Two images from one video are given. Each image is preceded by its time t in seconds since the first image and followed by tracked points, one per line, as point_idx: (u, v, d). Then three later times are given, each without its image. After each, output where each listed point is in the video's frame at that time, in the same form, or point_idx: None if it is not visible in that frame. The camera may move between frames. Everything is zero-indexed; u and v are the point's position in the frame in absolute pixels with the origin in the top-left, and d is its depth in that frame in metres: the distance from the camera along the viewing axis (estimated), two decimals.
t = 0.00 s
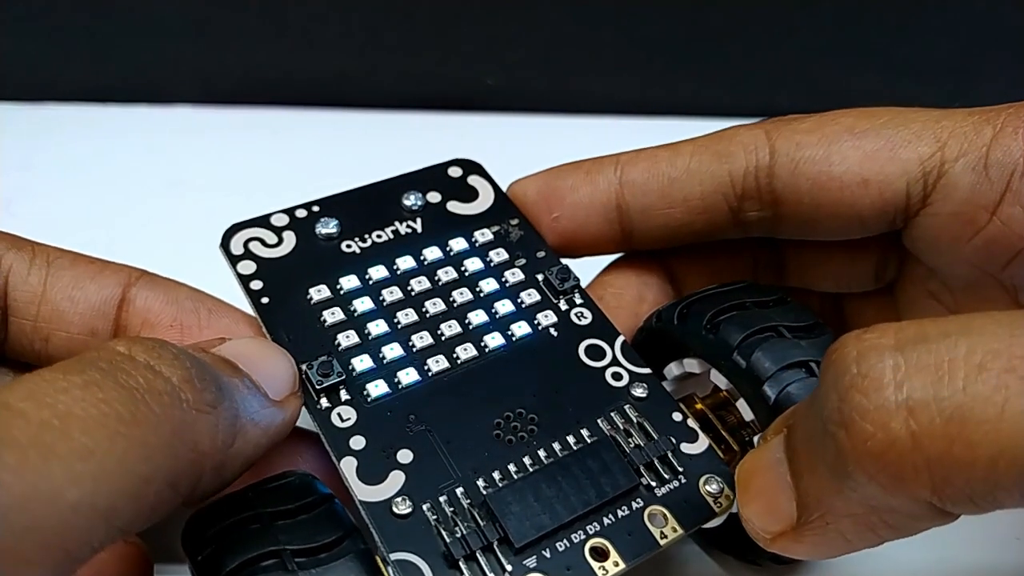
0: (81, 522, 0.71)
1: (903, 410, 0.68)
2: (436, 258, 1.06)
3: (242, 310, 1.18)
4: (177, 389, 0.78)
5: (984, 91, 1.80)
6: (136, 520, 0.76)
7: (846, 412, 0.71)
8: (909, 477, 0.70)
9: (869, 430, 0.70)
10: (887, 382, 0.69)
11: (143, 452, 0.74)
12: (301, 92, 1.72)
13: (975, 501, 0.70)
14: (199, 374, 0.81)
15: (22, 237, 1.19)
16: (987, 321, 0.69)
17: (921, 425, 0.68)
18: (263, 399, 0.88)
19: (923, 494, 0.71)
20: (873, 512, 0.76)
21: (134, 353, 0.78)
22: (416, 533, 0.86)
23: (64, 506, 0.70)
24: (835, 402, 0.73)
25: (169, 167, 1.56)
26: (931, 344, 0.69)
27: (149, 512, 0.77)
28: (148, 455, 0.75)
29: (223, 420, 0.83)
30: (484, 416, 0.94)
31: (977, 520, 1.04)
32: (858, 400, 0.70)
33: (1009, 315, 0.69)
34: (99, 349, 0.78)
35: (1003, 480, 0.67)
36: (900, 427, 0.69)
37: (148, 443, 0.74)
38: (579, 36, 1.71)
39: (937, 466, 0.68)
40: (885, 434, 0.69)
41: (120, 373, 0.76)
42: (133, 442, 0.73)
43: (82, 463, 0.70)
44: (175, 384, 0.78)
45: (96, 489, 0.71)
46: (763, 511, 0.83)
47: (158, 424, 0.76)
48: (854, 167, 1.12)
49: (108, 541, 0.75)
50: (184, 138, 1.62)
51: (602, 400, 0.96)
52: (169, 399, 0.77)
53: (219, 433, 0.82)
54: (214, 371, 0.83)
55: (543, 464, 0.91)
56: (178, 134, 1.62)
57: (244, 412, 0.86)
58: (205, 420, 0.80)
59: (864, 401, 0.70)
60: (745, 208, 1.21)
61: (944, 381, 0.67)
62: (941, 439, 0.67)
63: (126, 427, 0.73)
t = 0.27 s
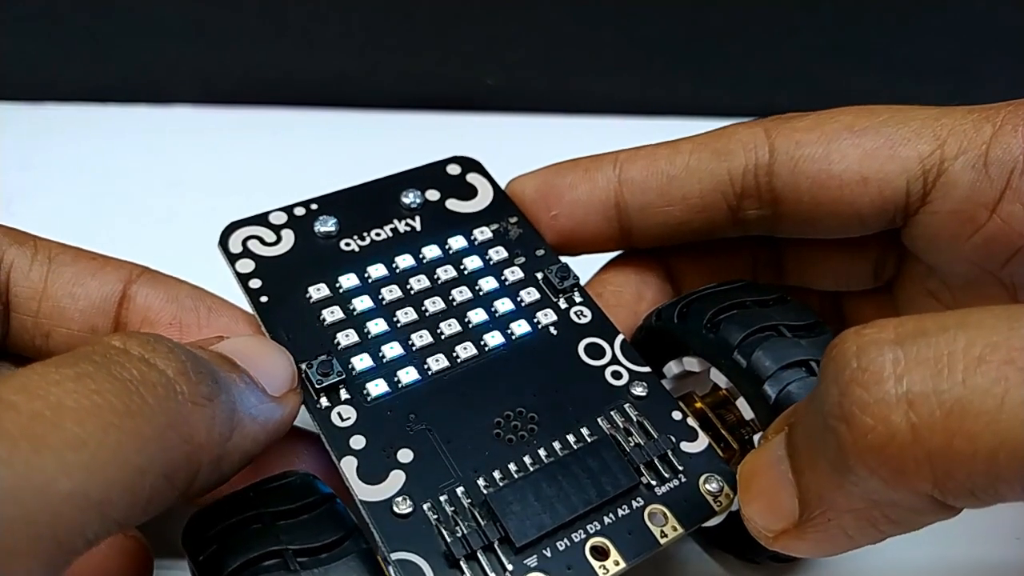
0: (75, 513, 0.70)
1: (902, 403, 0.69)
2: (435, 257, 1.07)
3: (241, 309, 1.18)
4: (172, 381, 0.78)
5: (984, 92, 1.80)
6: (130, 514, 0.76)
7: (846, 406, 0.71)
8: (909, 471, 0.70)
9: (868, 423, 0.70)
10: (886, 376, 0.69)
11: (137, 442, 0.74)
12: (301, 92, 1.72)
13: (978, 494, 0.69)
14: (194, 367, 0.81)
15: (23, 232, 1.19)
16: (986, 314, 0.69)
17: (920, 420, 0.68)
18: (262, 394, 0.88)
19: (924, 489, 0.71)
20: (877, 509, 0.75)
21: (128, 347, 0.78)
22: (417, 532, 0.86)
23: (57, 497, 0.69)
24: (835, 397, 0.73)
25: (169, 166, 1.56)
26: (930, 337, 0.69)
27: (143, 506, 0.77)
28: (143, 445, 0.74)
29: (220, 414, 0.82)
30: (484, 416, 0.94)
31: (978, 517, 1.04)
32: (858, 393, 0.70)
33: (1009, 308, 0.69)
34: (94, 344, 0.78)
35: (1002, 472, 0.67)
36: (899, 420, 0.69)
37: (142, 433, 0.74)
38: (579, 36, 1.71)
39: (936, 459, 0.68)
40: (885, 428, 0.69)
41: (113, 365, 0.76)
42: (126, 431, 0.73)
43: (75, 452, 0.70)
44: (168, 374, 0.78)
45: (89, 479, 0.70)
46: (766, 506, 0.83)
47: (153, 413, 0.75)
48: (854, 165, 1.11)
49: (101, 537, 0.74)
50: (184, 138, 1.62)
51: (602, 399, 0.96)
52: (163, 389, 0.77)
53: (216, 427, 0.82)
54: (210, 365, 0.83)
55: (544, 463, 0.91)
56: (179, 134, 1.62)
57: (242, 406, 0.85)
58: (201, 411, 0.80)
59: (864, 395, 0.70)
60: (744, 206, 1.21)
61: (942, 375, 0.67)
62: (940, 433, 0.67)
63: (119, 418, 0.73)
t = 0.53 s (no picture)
0: (72, 559, 0.71)
1: (894, 414, 0.68)
2: (434, 258, 1.06)
3: (241, 311, 1.18)
4: (173, 419, 0.78)
5: (984, 91, 1.80)
6: (127, 551, 0.76)
7: (838, 415, 0.71)
8: (902, 481, 0.70)
9: (861, 435, 0.70)
10: (878, 386, 0.69)
11: (136, 488, 0.74)
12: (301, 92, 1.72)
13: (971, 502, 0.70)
14: (196, 399, 0.81)
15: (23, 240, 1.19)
16: (980, 324, 0.69)
17: (912, 431, 0.68)
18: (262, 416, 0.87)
19: (917, 497, 0.71)
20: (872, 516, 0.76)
21: (131, 381, 0.78)
22: (418, 534, 0.86)
23: (55, 546, 0.69)
24: (828, 406, 0.73)
25: (169, 166, 1.56)
26: (923, 348, 0.69)
27: (140, 543, 0.77)
28: (142, 491, 0.74)
29: (220, 447, 0.82)
30: (485, 417, 0.94)
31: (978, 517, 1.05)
32: (851, 403, 0.70)
33: (1005, 318, 0.68)
34: (97, 376, 0.77)
35: (994, 482, 0.67)
36: (892, 431, 0.69)
37: (142, 479, 0.74)
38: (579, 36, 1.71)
39: (928, 469, 0.68)
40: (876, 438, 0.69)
41: (115, 403, 0.75)
42: (126, 478, 0.73)
43: (74, 502, 0.70)
44: (170, 414, 0.78)
45: (87, 528, 0.71)
46: (763, 513, 0.83)
47: (153, 458, 0.75)
48: (853, 170, 1.11)
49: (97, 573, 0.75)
50: (184, 138, 1.62)
51: (602, 400, 0.96)
52: (164, 430, 0.77)
53: (215, 459, 0.82)
54: (211, 393, 0.83)
55: (545, 465, 0.91)
56: (180, 134, 1.63)
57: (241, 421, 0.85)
58: (201, 449, 0.80)
59: (856, 406, 0.70)
60: (743, 209, 1.21)
61: (934, 386, 0.67)
62: (932, 444, 0.67)
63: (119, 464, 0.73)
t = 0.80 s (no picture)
0: None
1: (885, 393, 0.68)
2: (428, 251, 1.06)
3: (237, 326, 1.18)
4: (154, 466, 0.77)
5: (984, 91, 1.80)
6: None
7: (829, 396, 0.71)
8: (891, 461, 0.70)
9: (851, 413, 0.70)
10: (870, 365, 0.69)
11: (110, 540, 0.74)
12: (301, 92, 1.72)
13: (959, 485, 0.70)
14: (181, 440, 0.79)
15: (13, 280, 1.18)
16: (975, 311, 0.69)
17: (903, 410, 0.68)
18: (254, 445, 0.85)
19: (907, 480, 0.71)
20: (861, 500, 0.75)
21: (116, 422, 0.77)
22: (421, 539, 0.86)
23: None
24: (819, 386, 0.73)
25: (169, 167, 1.56)
26: (916, 330, 0.69)
27: None
28: (116, 543, 0.74)
29: (206, 487, 0.81)
30: (485, 418, 0.94)
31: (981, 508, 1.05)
32: (841, 383, 0.70)
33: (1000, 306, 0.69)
34: (84, 414, 0.77)
35: (983, 464, 0.67)
36: (880, 410, 0.69)
37: (116, 532, 0.74)
38: (579, 37, 1.71)
39: (918, 450, 0.68)
40: (866, 416, 0.69)
41: (94, 451, 0.75)
42: (100, 533, 0.73)
43: (44, 561, 0.70)
44: (151, 461, 0.77)
45: None
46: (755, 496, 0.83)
47: (129, 512, 0.75)
48: (854, 167, 1.11)
49: None
50: (184, 138, 1.62)
51: (600, 398, 0.97)
52: (144, 479, 0.76)
53: (199, 499, 0.81)
54: (200, 430, 0.82)
55: (546, 467, 0.91)
56: (181, 134, 1.63)
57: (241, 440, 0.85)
58: (183, 494, 0.79)
59: (847, 384, 0.70)
60: (740, 204, 1.21)
61: (926, 367, 0.67)
62: (922, 423, 0.67)
63: (94, 517, 0.73)
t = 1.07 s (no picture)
0: None
1: (870, 347, 0.72)
2: (423, 250, 1.06)
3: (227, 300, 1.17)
4: (134, 521, 0.76)
5: (984, 91, 1.79)
6: None
7: (818, 350, 0.75)
8: (869, 416, 0.73)
9: (835, 365, 0.73)
10: (860, 323, 0.73)
11: None
12: (301, 92, 1.72)
13: (933, 450, 0.73)
14: (160, 491, 0.78)
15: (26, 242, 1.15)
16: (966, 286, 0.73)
17: (886, 365, 0.72)
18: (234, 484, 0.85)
19: (883, 441, 0.74)
20: (839, 465, 0.78)
21: (91, 480, 0.75)
22: (435, 540, 0.87)
23: None
24: (811, 343, 0.76)
25: (169, 168, 1.56)
26: (907, 296, 0.73)
27: None
28: None
29: (186, 530, 0.81)
30: (490, 414, 0.95)
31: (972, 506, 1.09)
32: (830, 337, 0.74)
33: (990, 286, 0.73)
34: (55, 475, 0.74)
35: (958, 429, 0.70)
36: (864, 364, 0.72)
37: None
38: (578, 37, 1.71)
39: (896, 408, 0.72)
40: (850, 369, 0.72)
41: (70, 517, 0.73)
42: None
43: None
44: (131, 520, 0.76)
45: None
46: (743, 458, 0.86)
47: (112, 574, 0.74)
48: (847, 170, 1.11)
49: None
50: (184, 138, 1.62)
51: (603, 394, 0.98)
52: (124, 539, 0.75)
53: (179, 547, 0.81)
54: (180, 479, 0.80)
55: (554, 465, 0.92)
56: (181, 134, 1.62)
57: (226, 467, 0.85)
58: (164, 545, 0.79)
59: (836, 339, 0.74)
60: (732, 205, 1.21)
61: (911, 329, 0.71)
62: (903, 379, 0.71)
63: None
